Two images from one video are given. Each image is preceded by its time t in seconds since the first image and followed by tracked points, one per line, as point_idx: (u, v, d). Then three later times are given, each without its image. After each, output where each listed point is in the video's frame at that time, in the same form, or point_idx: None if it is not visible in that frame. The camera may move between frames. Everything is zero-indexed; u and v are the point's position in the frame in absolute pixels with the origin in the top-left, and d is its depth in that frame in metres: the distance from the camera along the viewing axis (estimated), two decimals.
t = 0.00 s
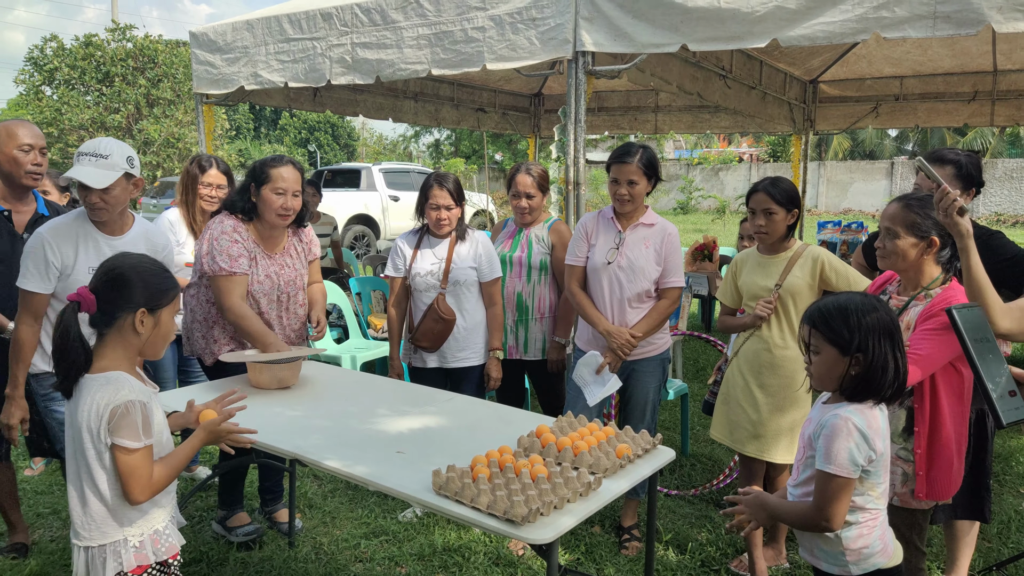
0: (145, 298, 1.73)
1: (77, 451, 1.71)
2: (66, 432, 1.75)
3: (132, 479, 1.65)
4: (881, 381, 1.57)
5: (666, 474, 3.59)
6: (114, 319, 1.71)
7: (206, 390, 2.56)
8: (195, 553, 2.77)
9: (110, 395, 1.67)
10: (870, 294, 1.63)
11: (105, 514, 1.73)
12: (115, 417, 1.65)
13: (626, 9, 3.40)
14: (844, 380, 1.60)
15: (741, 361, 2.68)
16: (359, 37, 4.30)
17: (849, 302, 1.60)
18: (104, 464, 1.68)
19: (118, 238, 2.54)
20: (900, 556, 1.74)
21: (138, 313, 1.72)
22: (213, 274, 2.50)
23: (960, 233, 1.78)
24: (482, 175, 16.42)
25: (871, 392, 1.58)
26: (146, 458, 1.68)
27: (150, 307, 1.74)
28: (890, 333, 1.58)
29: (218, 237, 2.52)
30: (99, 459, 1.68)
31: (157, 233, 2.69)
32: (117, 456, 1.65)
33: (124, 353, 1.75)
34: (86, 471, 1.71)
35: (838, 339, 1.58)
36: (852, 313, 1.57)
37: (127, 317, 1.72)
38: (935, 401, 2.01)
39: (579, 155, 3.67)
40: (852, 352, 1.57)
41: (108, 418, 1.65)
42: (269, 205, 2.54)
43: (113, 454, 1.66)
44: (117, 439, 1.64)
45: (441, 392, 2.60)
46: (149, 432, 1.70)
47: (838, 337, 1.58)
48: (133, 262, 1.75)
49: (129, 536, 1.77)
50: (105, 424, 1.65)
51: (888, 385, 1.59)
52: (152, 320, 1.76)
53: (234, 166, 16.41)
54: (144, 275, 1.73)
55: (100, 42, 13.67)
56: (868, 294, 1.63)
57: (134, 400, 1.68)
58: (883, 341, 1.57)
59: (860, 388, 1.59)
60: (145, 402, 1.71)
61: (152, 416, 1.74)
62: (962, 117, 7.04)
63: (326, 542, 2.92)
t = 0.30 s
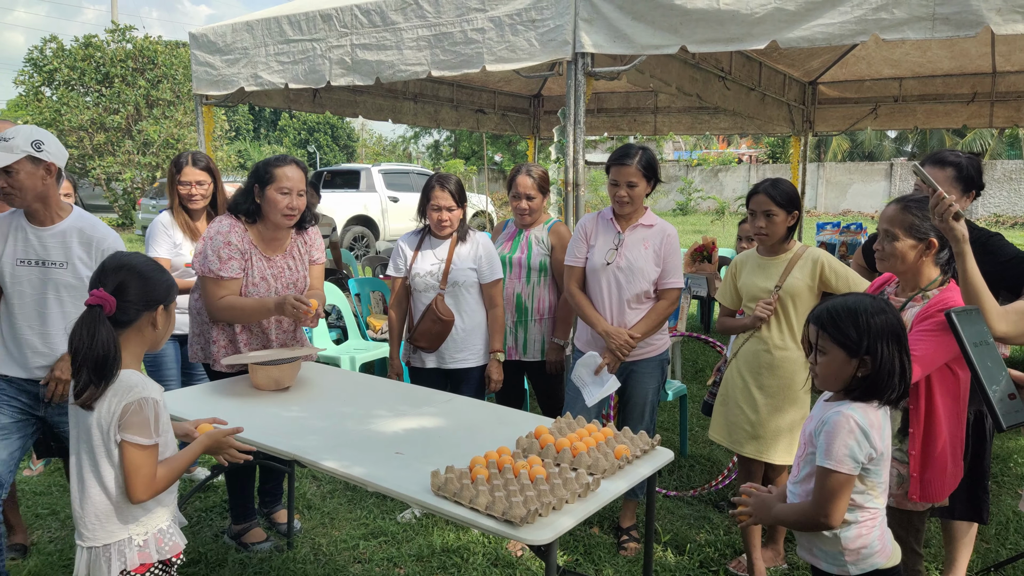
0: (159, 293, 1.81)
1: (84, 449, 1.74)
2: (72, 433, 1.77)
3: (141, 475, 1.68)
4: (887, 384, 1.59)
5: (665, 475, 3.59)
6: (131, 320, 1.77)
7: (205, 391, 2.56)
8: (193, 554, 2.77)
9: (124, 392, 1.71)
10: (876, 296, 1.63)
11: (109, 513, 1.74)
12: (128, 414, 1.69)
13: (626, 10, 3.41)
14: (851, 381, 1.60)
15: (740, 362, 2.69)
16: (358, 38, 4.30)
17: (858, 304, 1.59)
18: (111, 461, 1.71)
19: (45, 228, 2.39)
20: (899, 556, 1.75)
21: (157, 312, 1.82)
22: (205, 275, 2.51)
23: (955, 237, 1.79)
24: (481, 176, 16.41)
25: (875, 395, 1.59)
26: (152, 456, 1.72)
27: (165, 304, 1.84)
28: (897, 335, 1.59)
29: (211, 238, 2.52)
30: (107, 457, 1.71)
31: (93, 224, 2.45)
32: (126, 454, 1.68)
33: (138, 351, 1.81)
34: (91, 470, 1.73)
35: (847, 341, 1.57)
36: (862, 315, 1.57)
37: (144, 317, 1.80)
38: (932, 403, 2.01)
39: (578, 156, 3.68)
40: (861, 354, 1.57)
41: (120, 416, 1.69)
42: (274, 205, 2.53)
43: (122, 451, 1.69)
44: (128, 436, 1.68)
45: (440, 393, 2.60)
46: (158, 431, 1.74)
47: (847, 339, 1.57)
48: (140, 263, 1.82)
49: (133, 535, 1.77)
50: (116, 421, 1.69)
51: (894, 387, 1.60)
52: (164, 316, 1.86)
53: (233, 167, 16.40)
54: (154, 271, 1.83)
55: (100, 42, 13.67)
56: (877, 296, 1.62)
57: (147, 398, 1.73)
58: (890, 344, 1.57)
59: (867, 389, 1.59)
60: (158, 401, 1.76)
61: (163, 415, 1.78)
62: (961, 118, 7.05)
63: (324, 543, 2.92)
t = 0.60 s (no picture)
0: (162, 289, 1.84)
1: (92, 444, 1.75)
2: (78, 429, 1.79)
3: (151, 469, 1.73)
4: (887, 384, 1.58)
5: (664, 474, 3.59)
6: (135, 317, 1.80)
7: (205, 390, 2.56)
8: (192, 554, 2.77)
9: (138, 388, 1.74)
10: (878, 295, 1.63)
11: (115, 510, 1.76)
12: (141, 408, 1.72)
13: (624, 9, 3.40)
14: (849, 379, 1.60)
15: (739, 361, 2.69)
16: (357, 38, 4.30)
17: (859, 302, 1.59)
18: (122, 457, 1.75)
19: None
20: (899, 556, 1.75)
21: (160, 309, 1.85)
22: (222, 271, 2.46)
23: (952, 237, 1.79)
24: (480, 175, 16.39)
25: (875, 394, 1.59)
26: (161, 451, 1.75)
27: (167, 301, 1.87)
28: (897, 334, 1.58)
29: (218, 236, 2.50)
30: (117, 452, 1.74)
31: None
32: (140, 448, 1.72)
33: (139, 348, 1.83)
34: (100, 465, 1.75)
35: (845, 339, 1.57)
36: (861, 313, 1.57)
37: (147, 315, 1.82)
38: (930, 403, 2.00)
39: (577, 155, 3.68)
40: (859, 351, 1.57)
41: (132, 410, 1.72)
42: (274, 199, 2.52)
43: (137, 446, 1.72)
44: (143, 431, 1.72)
45: (439, 392, 2.60)
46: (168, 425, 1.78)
47: (845, 337, 1.57)
48: (144, 261, 1.84)
49: (136, 533, 1.80)
50: (128, 416, 1.72)
51: (894, 386, 1.59)
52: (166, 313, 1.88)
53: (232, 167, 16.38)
54: (155, 266, 1.85)
55: (98, 42, 13.66)
56: (879, 295, 1.62)
57: (160, 392, 1.75)
58: (890, 342, 1.57)
59: (866, 388, 1.59)
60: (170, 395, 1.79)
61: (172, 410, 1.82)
62: (959, 117, 7.06)
63: (323, 543, 2.91)
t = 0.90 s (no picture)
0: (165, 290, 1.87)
1: (97, 443, 1.79)
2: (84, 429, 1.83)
3: (156, 466, 1.76)
4: (889, 390, 1.58)
5: (664, 480, 3.59)
6: (142, 320, 1.83)
7: (205, 395, 2.56)
8: (192, 560, 2.76)
9: (142, 385, 1.78)
10: (880, 301, 1.63)
11: (121, 507, 1.80)
12: (147, 405, 1.77)
13: (623, 15, 3.41)
14: (851, 385, 1.60)
15: (738, 366, 2.69)
16: (357, 43, 4.31)
17: (861, 308, 1.59)
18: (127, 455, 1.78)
19: None
20: (900, 561, 1.75)
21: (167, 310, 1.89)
22: (262, 274, 2.41)
23: (950, 242, 1.78)
24: (480, 180, 16.41)
25: (876, 400, 1.59)
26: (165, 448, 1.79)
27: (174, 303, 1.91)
28: (900, 340, 1.58)
29: (248, 244, 2.46)
30: (122, 450, 1.77)
31: None
32: (145, 446, 1.76)
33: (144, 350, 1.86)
34: (106, 464, 1.78)
35: (848, 344, 1.58)
36: (863, 319, 1.57)
37: (155, 317, 1.86)
38: (929, 409, 2.01)
39: (577, 160, 3.68)
40: (861, 357, 1.57)
41: (138, 408, 1.76)
42: (282, 212, 2.52)
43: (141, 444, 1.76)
44: (147, 428, 1.76)
45: (439, 397, 2.60)
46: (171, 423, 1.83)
47: (847, 343, 1.58)
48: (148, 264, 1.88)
49: (142, 531, 1.84)
50: (133, 413, 1.76)
51: (896, 393, 1.59)
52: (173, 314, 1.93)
53: (231, 171, 16.39)
54: (158, 270, 1.88)
55: (98, 47, 13.72)
56: (882, 301, 1.62)
57: (163, 389, 1.82)
58: (892, 348, 1.57)
59: (868, 394, 1.59)
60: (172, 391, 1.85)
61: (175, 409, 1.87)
62: (957, 122, 7.08)
63: (322, 549, 2.91)
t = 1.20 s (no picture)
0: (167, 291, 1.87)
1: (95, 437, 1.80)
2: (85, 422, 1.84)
3: (153, 460, 1.76)
4: (888, 391, 1.58)
5: (663, 482, 3.58)
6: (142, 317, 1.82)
7: (204, 398, 2.55)
8: (190, 563, 2.75)
9: (141, 380, 1.79)
10: (878, 302, 1.63)
11: (119, 502, 1.81)
12: (145, 399, 1.77)
13: (622, 18, 3.42)
14: (851, 387, 1.60)
15: (737, 368, 2.69)
16: (356, 46, 4.31)
17: (859, 310, 1.59)
18: (126, 449, 1.78)
19: None
20: (901, 565, 1.74)
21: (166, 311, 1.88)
22: (225, 288, 2.44)
23: (947, 244, 1.78)
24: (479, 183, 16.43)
25: (876, 401, 1.58)
26: (163, 443, 1.79)
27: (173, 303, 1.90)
28: (898, 341, 1.58)
29: (237, 252, 2.48)
30: (123, 443, 1.78)
31: None
32: (142, 440, 1.76)
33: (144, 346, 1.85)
34: (104, 458, 1.79)
35: (846, 346, 1.57)
36: (860, 321, 1.57)
37: (154, 316, 1.85)
38: (928, 411, 2.01)
39: (575, 163, 3.69)
40: (859, 359, 1.57)
41: (136, 401, 1.77)
42: (287, 214, 2.52)
43: (138, 438, 1.76)
44: (145, 422, 1.76)
45: (438, 400, 2.59)
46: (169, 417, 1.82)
47: (845, 345, 1.57)
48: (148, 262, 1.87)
49: (139, 526, 1.85)
50: (133, 407, 1.77)
51: (896, 394, 1.58)
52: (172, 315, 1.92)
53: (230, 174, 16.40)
54: (161, 272, 1.88)
55: (97, 50, 13.76)
56: (880, 302, 1.62)
57: (163, 383, 1.82)
58: (890, 349, 1.57)
59: (868, 396, 1.59)
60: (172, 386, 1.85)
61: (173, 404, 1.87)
62: (956, 125, 7.08)
63: (321, 552, 2.90)
